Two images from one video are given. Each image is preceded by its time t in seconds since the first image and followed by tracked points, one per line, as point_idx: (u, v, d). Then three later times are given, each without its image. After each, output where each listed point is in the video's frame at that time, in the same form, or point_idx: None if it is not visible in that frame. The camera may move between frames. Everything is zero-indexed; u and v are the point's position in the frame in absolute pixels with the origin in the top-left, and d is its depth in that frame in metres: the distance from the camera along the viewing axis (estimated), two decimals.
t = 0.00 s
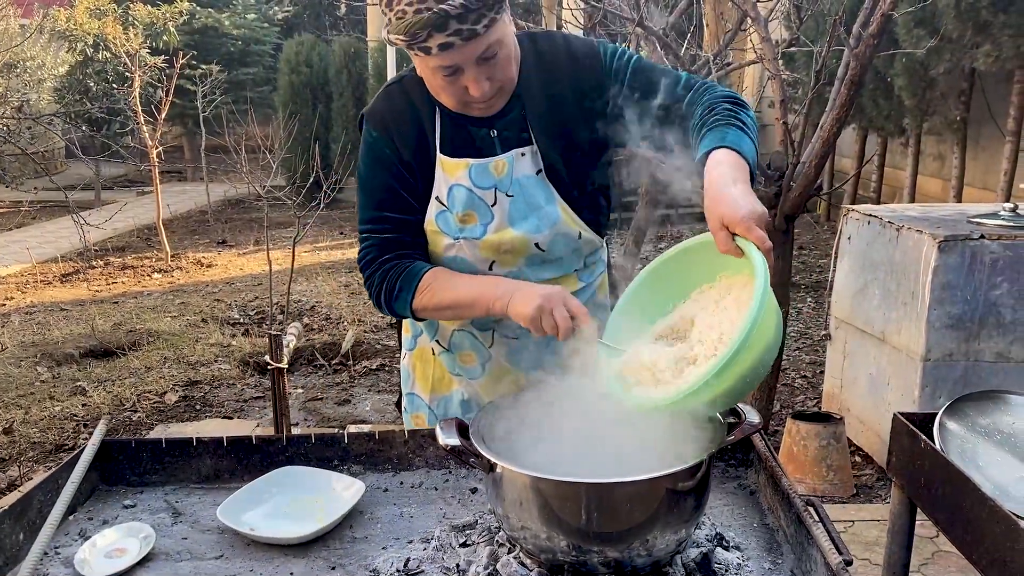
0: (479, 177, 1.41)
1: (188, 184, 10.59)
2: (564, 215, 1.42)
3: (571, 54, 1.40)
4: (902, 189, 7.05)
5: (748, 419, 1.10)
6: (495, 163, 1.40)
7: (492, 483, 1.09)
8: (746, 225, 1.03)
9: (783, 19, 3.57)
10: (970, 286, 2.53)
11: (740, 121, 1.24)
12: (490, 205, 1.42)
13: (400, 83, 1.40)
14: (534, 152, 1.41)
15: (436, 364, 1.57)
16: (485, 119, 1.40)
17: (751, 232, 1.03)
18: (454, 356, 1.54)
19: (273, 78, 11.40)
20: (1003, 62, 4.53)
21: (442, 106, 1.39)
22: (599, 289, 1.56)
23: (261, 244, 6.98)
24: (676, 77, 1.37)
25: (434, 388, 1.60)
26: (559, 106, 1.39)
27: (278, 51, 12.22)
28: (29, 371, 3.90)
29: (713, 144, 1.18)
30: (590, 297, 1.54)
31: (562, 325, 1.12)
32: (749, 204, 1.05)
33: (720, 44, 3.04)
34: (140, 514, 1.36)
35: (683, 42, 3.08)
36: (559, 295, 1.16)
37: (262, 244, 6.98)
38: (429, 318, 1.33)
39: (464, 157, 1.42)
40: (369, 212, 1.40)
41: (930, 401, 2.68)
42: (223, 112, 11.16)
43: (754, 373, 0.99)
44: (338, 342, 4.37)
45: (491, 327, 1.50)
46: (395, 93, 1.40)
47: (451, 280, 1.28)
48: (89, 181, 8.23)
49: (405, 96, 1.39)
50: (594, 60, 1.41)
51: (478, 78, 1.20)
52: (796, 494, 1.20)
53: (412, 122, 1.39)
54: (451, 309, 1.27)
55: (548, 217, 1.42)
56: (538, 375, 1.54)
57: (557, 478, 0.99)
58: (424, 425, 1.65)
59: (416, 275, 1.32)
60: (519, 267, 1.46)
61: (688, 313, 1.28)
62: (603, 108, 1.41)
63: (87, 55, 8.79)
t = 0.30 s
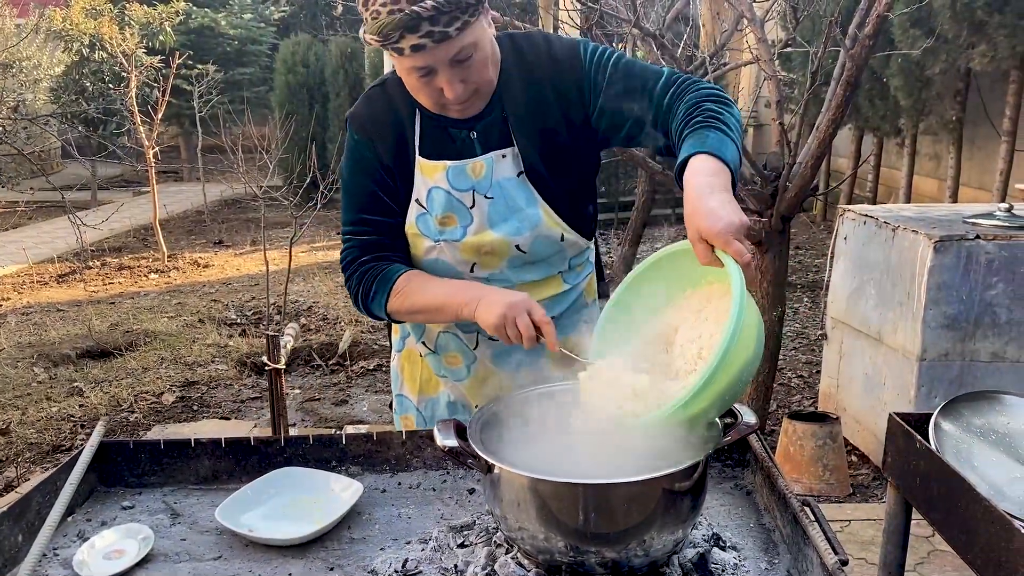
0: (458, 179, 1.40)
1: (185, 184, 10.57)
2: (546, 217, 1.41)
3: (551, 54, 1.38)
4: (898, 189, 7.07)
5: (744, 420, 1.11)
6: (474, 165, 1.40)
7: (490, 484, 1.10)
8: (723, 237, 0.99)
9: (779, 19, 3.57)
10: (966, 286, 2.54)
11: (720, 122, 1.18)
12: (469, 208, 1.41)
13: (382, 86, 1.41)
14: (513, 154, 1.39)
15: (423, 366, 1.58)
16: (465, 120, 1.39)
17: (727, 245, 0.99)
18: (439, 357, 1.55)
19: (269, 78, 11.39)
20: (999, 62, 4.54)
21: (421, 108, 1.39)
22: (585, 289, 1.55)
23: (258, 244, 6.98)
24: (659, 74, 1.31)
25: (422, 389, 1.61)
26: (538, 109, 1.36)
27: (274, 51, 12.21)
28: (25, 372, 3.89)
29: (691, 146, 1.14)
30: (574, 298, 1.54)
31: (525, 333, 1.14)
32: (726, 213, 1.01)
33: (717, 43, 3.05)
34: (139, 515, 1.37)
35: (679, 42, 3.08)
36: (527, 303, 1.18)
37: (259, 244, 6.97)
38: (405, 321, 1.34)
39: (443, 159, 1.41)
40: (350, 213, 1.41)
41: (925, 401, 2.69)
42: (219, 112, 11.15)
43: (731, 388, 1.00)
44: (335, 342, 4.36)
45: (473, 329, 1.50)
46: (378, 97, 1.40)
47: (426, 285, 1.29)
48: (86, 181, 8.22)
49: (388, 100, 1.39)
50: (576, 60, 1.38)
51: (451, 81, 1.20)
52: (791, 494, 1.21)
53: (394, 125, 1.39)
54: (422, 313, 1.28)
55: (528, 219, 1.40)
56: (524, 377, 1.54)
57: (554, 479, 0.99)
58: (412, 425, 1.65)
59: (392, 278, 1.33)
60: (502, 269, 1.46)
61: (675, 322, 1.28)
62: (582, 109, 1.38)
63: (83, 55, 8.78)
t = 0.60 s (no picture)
0: (445, 184, 1.40)
1: (180, 184, 10.55)
2: (535, 220, 1.41)
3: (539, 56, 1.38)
4: (893, 188, 7.10)
5: (738, 420, 1.11)
6: (461, 169, 1.40)
7: (487, 485, 1.10)
8: (707, 238, 0.99)
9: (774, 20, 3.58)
10: (960, 286, 2.55)
11: (708, 119, 1.17)
12: (457, 213, 1.42)
13: (370, 91, 1.40)
14: (502, 157, 1.39)
15: (417, 368, 1.58)
16: (455, 124, 1.38)
17: (710, 247, 0.98)
18: (431, 360, 1.55)
19: (265, 78, 11.37)
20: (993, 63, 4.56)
21: (411, 111, 1.38)
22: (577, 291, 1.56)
23: (253, 244, 6.97)
24: (648, 73, 1.30)
25: (415, 392, 1.61)
26: (528, 112, 1.36)
27: (270, 51, 12.19)
28: (21, 373, 3.89)
29: (678, 144, 1.13)
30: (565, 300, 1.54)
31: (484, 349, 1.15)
32: (712, 214, 1.01)
33: (712, 44, 3.05)
34: (137, 517, 1.37)
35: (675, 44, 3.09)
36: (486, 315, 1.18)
37: (254, 245, 6.96)
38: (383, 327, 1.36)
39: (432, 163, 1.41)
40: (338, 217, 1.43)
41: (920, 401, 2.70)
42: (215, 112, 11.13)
43: (717, 390, 1.02)
44: (331, 343, 4.36)
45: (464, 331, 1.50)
46: (364, 101, 1.40)
47: (398, 291, 1.30)
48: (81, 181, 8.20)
49: (375, 103, 1.39)
50: (564, 61, 1.38)
51: (446, 83, 1.21)
52: (786, 494, 1.22)
53: (381, 129, 1.39)
54: (394, 321, 1.30)
55: (516, 222, 1.40)
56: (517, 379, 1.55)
57: (552, 480, 1.00)
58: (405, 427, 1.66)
59: (368, 283, 1.34)
60: (491, 272, 1.47)
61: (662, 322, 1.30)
62: (572, 109, 1.37)
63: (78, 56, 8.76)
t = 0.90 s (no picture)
0: (446, 185, 1.41)
1: (174, 185, 10.53)
2: (532, 217, 1.43)
3: (523, 56, 1.38)
4: (886, 188, 7.13)
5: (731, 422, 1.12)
6: (460, 170, 1.40)
7: (482, 487, 1.11)
8: (690, 229, 1.00)
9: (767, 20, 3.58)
10: (952, 287, 2.56)
11: (693, 109, 1.19)
12: (459, 213, 1.43)
13: (362, 95, 1.39)
14: (497, 156, 1.40)
15: (417, 371, 1.59)
16: (449, 126, 1.38)
17: (696, 237, 1.00)
18: (433, 361, 1.55)
19: (259, 78, 11.35)
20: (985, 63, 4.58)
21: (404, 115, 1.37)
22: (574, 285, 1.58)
23: (247, 245, 6.96)
24: (630, 65, 1.33)
25: (416, 395, 1.61)
26: (517, 110, 1.37)
27: (264, 51, 12.17)
28: (14, 375, 3.88)
29: (661, 134, 1.15)
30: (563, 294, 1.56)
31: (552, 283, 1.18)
32: (695, 206, 1.02)
33: (706, 46, 3.05)
34: (131, 519, 1.37)
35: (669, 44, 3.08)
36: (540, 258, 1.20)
37: (249, 246, 6.95)
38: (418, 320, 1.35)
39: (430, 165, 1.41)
40: (343, 224, 1.40)
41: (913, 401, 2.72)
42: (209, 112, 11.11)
43: (711, 378, 1.03)
44: (326, 344, 4.35)
45: (466, 330, 1.51)
46: (355, 104, 1.39)
47: (431, 277, 1.29)
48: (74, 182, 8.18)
49: (368, 105, 1.38)
50: (548, 59, 1.39)
51: (441, 86, 1.21)
52: (779, 496, 1.23)
53: (377, 131, 1.38)
54: (438, 305, 1.29)
55: (515, 220, 1.43)
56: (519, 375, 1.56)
57: (545, 482, 1.01)
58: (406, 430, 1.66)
59: (396, 280, 1.33)
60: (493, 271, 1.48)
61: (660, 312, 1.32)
62: (559, 104, 1.39)
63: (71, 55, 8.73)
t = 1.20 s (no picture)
0: (444, 190, 1.40)
1: (167, 185, 10.50)
2: (528, 217, 1.43)
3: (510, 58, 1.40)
4: (879, 188, 7.15)
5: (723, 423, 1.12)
6: (458, 174, 1.40)
7: (477, 489, 1.11)
8: (699, 226, 1.00)
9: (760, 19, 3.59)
10: (944, 287, 2.57)
11: (688, 100, 1.20)
12: (457, 216, 1.41)
13: (355, 100, 1.38)
14: (489, 159, 1.40)
15: (416, 373, 1.59)
16: (443, 131, 1.38)
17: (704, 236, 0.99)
18: (432, 363, 1.55)
19: (252, 79, 11.33)
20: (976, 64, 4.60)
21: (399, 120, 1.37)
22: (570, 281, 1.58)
23: (241, 246, 6.94)
24: (615, 57, 1.37)
25: (415, 397, 1.61)
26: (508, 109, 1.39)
27: (257, 52, 12.15)
28: (7, 376, 3.87)
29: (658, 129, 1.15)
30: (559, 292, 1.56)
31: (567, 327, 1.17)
32: (701, 201, 1.02)
33: (699, 46, 3.05)
34: (126, 522, 1.37)
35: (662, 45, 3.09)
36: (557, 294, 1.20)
37: (242, 246, 6.93)
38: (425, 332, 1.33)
39: (427, 169, 1.40)
40: (344, 233, 1.38)
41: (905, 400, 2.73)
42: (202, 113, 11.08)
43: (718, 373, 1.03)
44: (320, 345, 4.35)
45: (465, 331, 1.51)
46: (349, 111, 1.38)
47: (446, 296, 1.28)
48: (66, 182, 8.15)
49: (362, 111, 1.37)
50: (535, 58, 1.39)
51: (435, 94, 1.21)
52: (772, 495, 1.23)
53: (374, 137, 1.38)
54: (449, 321, 1.27)
55: (513, 221, 1.42)
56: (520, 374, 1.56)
57: (540, 484, 1.01)
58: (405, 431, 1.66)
59: (410, 291, 1.31)
60: (492, 272, 1.48)
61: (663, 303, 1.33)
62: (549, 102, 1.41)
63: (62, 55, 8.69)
